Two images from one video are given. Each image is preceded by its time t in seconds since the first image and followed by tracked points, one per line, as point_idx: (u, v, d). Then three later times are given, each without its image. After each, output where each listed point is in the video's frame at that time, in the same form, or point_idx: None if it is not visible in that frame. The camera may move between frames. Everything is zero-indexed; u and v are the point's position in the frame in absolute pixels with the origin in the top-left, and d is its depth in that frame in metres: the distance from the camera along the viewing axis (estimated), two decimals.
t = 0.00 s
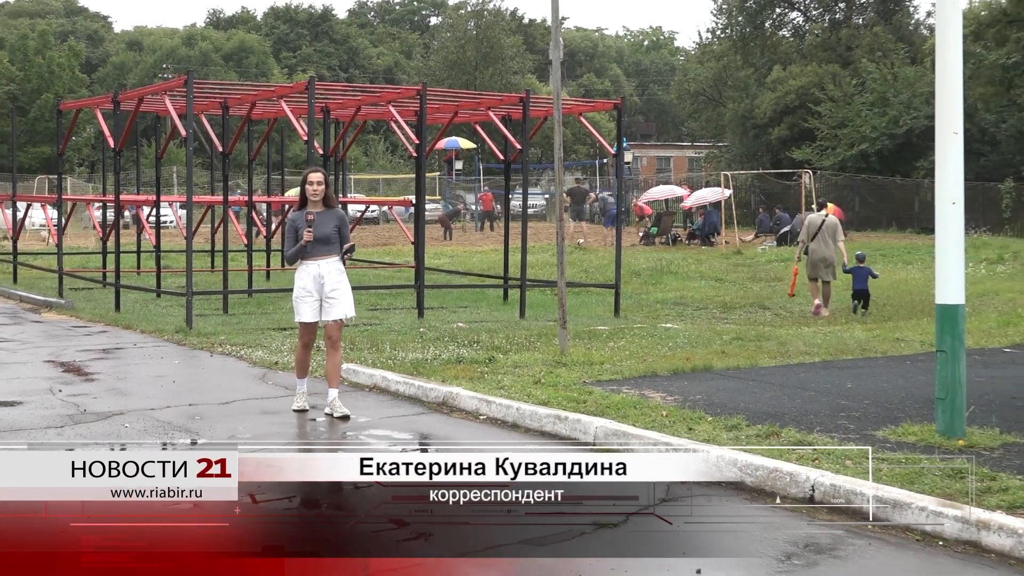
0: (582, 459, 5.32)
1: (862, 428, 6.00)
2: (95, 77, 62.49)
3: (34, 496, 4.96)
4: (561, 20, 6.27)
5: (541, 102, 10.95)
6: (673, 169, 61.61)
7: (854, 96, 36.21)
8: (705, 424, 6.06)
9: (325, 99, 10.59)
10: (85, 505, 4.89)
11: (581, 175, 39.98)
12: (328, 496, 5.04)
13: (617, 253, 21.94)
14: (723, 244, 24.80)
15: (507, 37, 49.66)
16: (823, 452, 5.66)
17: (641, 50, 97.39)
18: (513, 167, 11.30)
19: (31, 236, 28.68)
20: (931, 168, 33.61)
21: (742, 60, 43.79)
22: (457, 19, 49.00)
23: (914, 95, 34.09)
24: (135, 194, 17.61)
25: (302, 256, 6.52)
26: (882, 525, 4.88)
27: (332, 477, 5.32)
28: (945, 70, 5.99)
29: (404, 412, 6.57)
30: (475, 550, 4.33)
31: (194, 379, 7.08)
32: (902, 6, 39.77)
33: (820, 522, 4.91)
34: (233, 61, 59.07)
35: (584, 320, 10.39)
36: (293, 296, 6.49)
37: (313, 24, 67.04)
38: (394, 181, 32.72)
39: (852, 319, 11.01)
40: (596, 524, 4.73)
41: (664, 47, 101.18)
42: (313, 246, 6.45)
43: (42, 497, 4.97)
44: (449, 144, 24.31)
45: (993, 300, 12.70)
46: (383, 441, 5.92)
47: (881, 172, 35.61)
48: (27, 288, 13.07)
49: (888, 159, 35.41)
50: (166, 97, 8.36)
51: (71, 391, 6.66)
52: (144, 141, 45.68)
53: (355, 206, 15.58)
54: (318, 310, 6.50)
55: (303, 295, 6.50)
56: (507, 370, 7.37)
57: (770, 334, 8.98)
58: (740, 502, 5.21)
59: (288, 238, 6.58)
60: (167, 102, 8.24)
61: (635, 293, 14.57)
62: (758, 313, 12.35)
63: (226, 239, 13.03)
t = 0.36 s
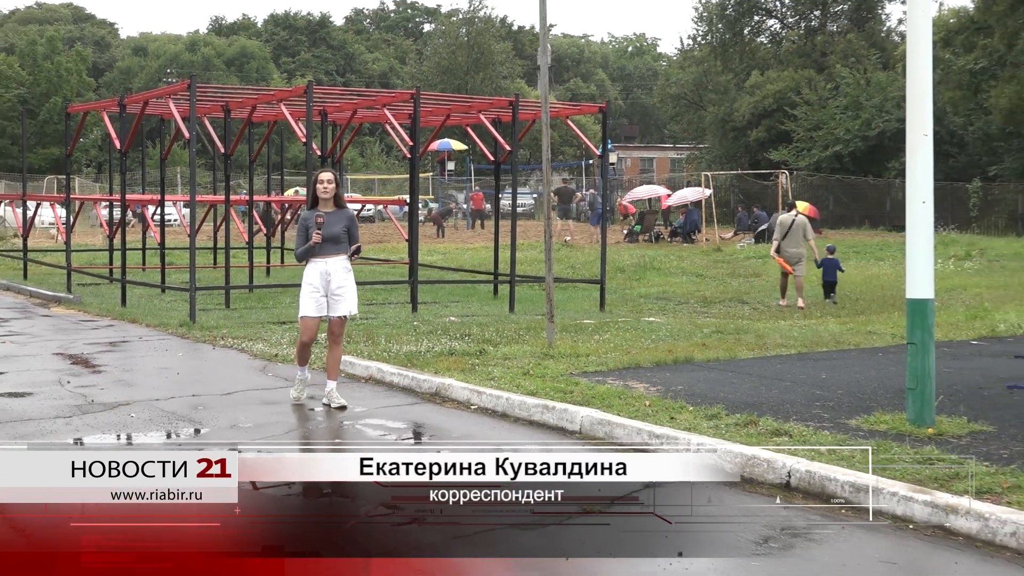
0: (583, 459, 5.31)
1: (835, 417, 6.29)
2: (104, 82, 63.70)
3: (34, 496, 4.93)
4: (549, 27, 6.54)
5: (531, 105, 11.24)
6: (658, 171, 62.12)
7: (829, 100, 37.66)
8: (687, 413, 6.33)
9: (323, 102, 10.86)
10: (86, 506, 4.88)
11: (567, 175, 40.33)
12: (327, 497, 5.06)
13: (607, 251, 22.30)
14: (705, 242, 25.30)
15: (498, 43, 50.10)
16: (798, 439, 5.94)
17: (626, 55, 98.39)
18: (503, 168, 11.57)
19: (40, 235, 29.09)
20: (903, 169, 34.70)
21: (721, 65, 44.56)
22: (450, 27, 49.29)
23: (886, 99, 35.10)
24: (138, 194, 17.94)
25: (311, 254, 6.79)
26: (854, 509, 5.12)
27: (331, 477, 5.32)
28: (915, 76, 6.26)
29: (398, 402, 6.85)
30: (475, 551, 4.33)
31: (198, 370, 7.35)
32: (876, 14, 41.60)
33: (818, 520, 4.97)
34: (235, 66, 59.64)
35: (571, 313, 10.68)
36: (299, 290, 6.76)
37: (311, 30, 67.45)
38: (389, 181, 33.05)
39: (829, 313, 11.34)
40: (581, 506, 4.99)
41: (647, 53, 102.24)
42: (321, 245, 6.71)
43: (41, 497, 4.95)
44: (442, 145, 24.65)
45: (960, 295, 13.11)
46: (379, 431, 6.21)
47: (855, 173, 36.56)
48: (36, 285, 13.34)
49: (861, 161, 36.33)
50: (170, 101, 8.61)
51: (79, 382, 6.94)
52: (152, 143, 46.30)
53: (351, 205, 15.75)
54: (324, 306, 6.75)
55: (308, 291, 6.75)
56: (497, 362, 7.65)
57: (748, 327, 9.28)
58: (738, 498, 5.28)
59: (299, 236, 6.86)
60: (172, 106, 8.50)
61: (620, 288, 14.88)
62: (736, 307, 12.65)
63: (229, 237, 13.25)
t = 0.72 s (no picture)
0: (583, 459, 5.41)
1: (810, 407, 6.58)
2: (108, 86, 64.61)
3: (34, 496, 4.98)
4: (536, 33, 6.84)
5: (519, 108, 11.56)
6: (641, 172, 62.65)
7: (802, 104, 38.74)
8: (667, 404, 6.60)
9: (319, 106, 11.14)
10: (84, 505, 4.91)
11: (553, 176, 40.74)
12: (325, 496, 5.11)
13: (596, 249, 22.69)
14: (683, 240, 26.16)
15: (486, 49, 50.62)
16: (774, 428, 6.21)
17: (608, 62, 99.57)
18: (493, 169, 11.86)
19: (47, 232, 29.46)
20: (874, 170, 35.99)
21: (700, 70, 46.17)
22: (439, 33, 49.53)
23: (857, 104, 36.35)
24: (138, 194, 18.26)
25: (310, 251, 7.04)
26: (827, 494, 5.38)
27: (329, 477, 5.37)
28: (885, 81, 6.54)
29: (392, 393, 7.14)
30: (474, 550, 4.39)
31: (198, 363, 7.63)
32: (848, 21, 42.50)
33: (814, 520, 4.98)
34: (233, 71, 60.18)
35: (557, 308, 10.99)
36: (295, 285, 7.03)
37: (308, 36, 67.81)
38: (382, 181, 33.38)
39: (805, 307, 11.67)
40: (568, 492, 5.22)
41: (630, 60, 103.51)
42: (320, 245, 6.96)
43: (38, 497, 4.98)
44: (433, 147, 25.04)
45: (928, 290, 13.53)
46: (372, 421, 6.50)
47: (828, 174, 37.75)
48: (42, 281, 13.62)
49: (834, 163, 37.41)
50: (171, 103, 8.87)
51: (85, 374, 7.22)
52: (155, 146, 46.82)
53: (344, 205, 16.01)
54: (318, 301, 7.02)
55: (304, 286, 7.01)
56: (487, 354, 7.94)
57: (726, 321, 9.59)
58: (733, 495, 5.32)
59: (299, 232, 7.12)
60: (173, 108, 8.76)
61: (604, 284, 15.21)
62: (714, 302, 12.96)
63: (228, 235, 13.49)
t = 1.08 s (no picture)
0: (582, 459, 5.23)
1: (786, 397, 6.87)
2: (113, 90, 65.66)
3: (34, 497, 4.94)
4: (524, 39, 7.13)
5: (509, 111, 11.91)
6: (624, 172, 63.48)
7: (779, 106, 40.51)
8: (649, 394, 6.90)
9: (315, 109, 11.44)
10: (83, 505, 4.88)
11: (542, 176, 41.24)
12: (328, 496, 5.11)
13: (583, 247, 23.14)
14: (665, 236, 26.91)
15: (477, 54, 51.28)
16: (751, 417, 6.50)
17: (592, 66, 100.99)
18: (483, 169, 12.16)
19: (53, 230, 29.89)
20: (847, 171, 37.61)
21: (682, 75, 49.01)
22: (431, 38, 49.93)
23: (831, 107, 38.16)
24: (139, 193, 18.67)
25: (302, 247, 7.27)
26: (802, 481, 5.63)
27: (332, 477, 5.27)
28: (859, 86, 6.83)
29: (386, 384, 7.45)
30: (470, 550, 4.40)
31: (199, 355, 7.91)
32: (821, 28, 46.26)
33: (814, 518, 5.00)
34: (234, 75, 60.97)
35: (543, 302, 11.31)
36: (290, 281, 7.26)
37: (305, 42, 68.92)
38: (376, 181, 33.86)
39: (782, 301, 11.99)
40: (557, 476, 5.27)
41: (613, 65, 105.06)
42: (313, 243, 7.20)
43: (35, 499, 4.93)
44: (425, 148, 25.49)
45: (900, 285, 13.95)
46: (367, 410, 6.80)
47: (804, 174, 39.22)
48: (50, 276, 13.94)
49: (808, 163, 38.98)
50: (174, 106, 9.16)
51: (91, 366, 7.50)
52: (157, 147, 47.57)
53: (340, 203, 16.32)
54: (314, 297, 7.30)
55: (300, 283, 7.26)
56: (477, 347, 8.23)
57: (706, 314, 9.92)
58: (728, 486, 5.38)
59: (290, 229, 7.34)
60: (175, 110, 9.04)
61: (589, 280, 15.54)
62: (695, 296, 13.23)
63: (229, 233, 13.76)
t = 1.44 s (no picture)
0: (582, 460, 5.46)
1: (764, 388, 7.18)
2: (117, 93, 66.35)
3: (36, 498, 5.07)
4: (513, 45, 7.45)
5: (499, 114, 12.26)
6: (609, 173, 64.11)
7: (757, 110, 41.71)
8: (633, 384, 7.21)
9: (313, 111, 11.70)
10: (83, 507, 4.98)
11: (532, 176, 41.67)
12: (324, 496, 5.20)
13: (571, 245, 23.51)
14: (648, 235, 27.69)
15: (468, 59, 51.76)
16: (731, 407, 6.80)
17: (578, 71, 101.94)
18: (474, 170, 12.45)
19: (61, 229, 30.26)
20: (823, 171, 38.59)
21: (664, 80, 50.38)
22: (423, 44, 50.12)
23: (808, 110, 38.98)
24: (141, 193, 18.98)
25: (291, 245, 7.51)
26: (779, 467, 5.94)
27: (330, 477, 5.46)
28: (834, 89, 7.15)
29: (380, 375, 7.75)
30: (466, 551, 4.44)
31: (202, 348, 8.20)
32: (797, 35, 48.05)
33: (815, 517, 5.03)
34: (233, 79, 61.53)
35: (532, 298, 11.63)
36: (280, 279, 7.48)
37: (303, 47, 69.67)
38: (372, 181, 34.27)
39: (760, 296, 12.34)
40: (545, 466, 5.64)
41: (599, 69, 106.22)
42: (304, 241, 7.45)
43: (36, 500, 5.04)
44: (419, 149, 25.85)
45: (874, 280, 14.34)
46: (363, 401, 7.10)
47: (780, 173, 40.08)
48: (58, 273, 14.23)
49: (785, 164, 39.82)
50: (176, 109, 9.43)
51: (97, 358, 7.80)
52: (160, 148, 48.14)
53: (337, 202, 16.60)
54: (303, 293, 7.51)
55: (290, 279, 7.48)
56: (468, 340, 8.54)
57: (688, 309, 10.24)
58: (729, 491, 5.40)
59: (279, 229, 7.54)
60: (178, 113, 9.32)
61: (575, 276, 15.89)
62: (675, 292, 13.53)
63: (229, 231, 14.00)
